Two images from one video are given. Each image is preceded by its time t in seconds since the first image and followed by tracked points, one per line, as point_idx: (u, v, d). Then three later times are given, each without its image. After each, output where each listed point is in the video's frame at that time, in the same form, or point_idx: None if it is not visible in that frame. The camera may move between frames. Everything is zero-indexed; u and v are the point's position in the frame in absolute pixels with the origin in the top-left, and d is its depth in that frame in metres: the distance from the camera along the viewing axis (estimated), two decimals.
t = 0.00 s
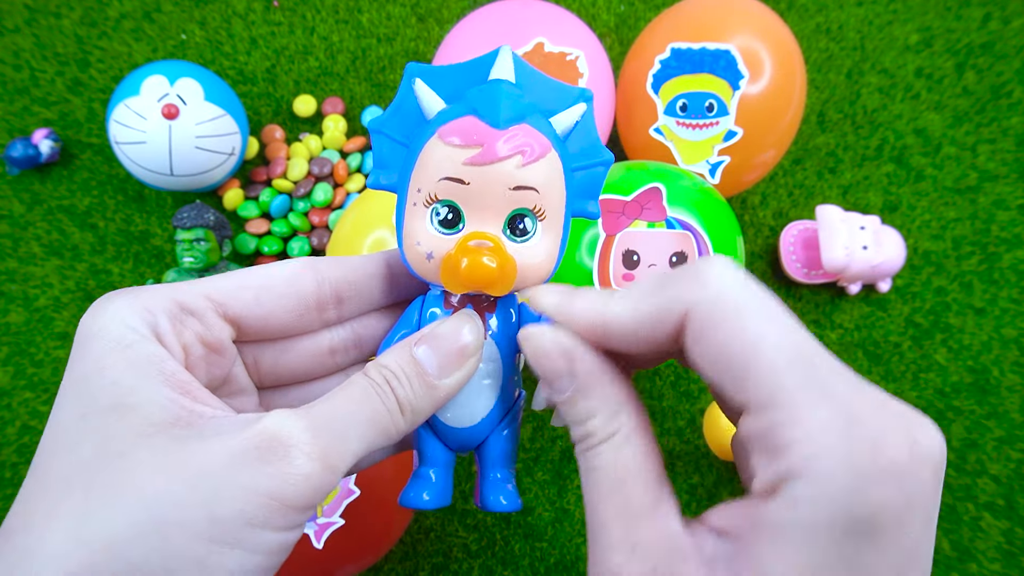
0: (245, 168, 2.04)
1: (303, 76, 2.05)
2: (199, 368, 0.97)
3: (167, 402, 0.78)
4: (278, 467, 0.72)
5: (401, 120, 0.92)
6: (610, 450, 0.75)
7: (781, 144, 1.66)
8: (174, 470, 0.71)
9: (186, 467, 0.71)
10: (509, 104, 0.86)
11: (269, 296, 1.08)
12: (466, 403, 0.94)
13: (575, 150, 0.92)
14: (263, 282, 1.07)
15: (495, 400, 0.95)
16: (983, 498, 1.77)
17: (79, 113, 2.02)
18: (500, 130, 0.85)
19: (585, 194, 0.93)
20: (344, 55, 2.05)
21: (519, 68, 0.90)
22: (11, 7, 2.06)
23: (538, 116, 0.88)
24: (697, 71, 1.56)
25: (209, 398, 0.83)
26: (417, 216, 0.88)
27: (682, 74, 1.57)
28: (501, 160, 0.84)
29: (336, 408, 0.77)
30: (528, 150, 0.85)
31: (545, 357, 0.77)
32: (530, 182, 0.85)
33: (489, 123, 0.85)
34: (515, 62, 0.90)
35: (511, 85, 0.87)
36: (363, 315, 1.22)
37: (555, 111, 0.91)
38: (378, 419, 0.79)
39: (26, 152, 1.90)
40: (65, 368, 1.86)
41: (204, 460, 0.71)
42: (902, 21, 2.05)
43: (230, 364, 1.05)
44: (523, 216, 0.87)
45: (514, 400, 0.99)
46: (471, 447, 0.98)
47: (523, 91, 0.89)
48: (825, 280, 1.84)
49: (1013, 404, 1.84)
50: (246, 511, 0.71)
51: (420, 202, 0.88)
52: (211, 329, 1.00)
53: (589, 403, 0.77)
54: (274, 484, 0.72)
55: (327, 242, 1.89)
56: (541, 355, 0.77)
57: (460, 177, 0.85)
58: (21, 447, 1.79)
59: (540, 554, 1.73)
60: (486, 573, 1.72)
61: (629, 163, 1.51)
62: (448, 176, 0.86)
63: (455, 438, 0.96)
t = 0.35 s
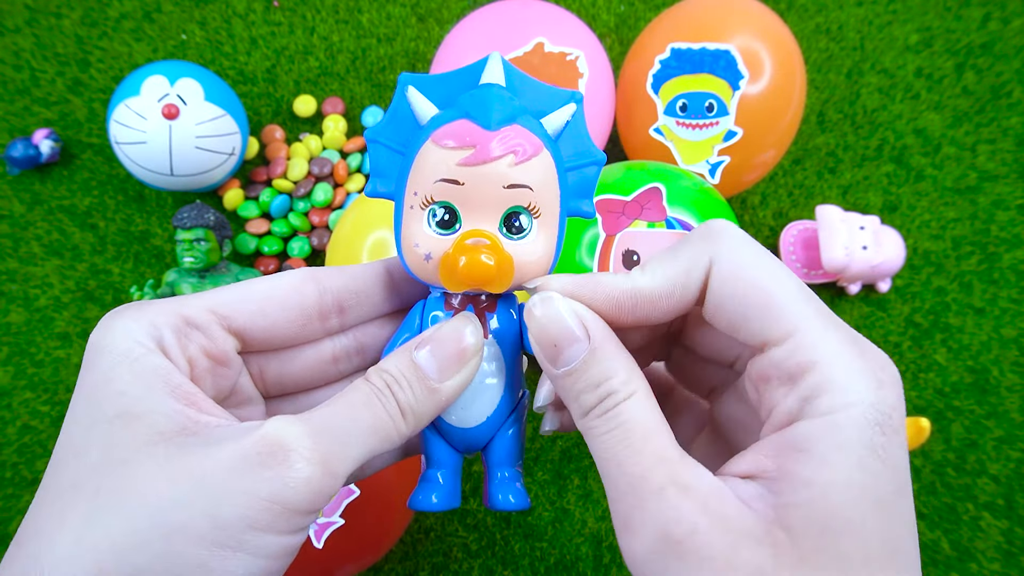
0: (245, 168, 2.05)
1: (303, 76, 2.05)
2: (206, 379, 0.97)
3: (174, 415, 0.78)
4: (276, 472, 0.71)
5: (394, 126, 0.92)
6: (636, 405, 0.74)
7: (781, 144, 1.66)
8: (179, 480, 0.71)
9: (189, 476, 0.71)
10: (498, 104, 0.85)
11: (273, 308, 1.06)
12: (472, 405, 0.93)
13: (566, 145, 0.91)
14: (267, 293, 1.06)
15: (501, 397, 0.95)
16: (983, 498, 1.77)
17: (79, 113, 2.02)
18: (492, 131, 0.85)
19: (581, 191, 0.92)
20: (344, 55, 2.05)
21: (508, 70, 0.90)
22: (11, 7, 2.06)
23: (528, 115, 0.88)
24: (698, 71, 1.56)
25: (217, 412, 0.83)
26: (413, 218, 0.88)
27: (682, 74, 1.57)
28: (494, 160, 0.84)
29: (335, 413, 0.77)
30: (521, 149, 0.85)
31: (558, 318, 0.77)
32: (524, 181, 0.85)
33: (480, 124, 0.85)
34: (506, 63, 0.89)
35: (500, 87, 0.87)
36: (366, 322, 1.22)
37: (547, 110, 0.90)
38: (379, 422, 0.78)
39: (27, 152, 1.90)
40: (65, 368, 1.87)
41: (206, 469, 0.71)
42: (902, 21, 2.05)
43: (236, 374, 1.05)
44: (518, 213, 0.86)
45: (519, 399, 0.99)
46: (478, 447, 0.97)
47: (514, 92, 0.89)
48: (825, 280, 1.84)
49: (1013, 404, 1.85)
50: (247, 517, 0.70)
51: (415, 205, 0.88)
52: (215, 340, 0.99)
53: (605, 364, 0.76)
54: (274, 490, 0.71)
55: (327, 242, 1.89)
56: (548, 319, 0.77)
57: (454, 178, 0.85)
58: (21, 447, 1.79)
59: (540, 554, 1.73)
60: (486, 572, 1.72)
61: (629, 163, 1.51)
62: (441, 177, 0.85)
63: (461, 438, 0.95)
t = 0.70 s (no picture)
0: (245, 168, 2.04)
1: (303, 76, 2.05)
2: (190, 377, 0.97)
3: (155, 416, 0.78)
4: (258, 472, 0.71)
5: (389, 107, 0.86)
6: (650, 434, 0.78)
7: (781, 144, 1.66)
8: (161, 480, 0.71)
9: (170, 477, 0.71)
10: (501, 92, 0.81)
11: (253, 303, 1.06)
12: (455, 400, 0.92)
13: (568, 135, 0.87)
14: (249, 287, 1.05)
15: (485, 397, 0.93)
16: (983, 498, 1.77)
17: (79, 113, 2.02)
18: (492, 120, 0.81)
19: (578, 182, 0.89)
20: (344, 55, 2.05)
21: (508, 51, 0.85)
22: (11, 7, 2.06)
23: (531, 103, 0.84)
24: (698, 71, 1.56)
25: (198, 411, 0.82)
26: (407, 209, 0.85)
27: (682, 74, 1.57)
28: (494, 152, 0.80)
29: (318, 410, 0.76)
30: (522, 140, 0.81)
31: (553, 392, 0.80)
32: (523, 174, 0.82)
33: (481, 112, 0.81)
34: (508, 46, 0.84)
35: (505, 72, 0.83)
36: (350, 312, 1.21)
37: (551, 97, 0.86)
38: (362, 419, 0.77)
39: (26, 152, 1.90)
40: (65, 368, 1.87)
41: (189, 467, 0.71)
42: (902, 21, 2.05)
43: (221, 366, 1.06)
44: (516, 207, 0.84)
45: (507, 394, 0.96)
46: (460, 441, 0.96)
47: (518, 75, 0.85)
48: (825, 280, 1.84)
49: (1013, 404, 1.84)
50: (229, 517, 0.71)
51: (409, 194, 0.84)
52: (198, 339, 0.99)
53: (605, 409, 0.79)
54: (256, 489, 0.71)
55: (327, 242, 1.89)
56: (543, 393, 0.80)
57: (451, 168, 0.81)
58: (21, 448, 1.79)
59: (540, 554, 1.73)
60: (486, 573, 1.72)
61: (629, 163, 1.51)
62: (436, 167, 0.82)
63: (443, 430, 0.94)
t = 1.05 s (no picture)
0: (245, 168, 2.04)
1: (303, 76, 2.05)
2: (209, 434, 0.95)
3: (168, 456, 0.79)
4: (265, 489, 0.74)
5: (402, 170, 0.86)
6: (608, 421, 0.81)
7: (781, 143, 1.66)
8: (172, 509, 0.73)
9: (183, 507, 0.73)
10: (507, 153, 0.81)
11: (259, 370, 0.99)
12: (478, 449, 0.92)
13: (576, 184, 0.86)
14: (253, 360, 0.99)
15: (507, 442, 0.93)
16: (983, 498, 1.77)
17: (79, 113, 2.02)
18: (504, 182, 0.80)
19: (589, 225, 0.88)
20: (344, 55, 2.05)
21: (512, 109, 0.84)
22: (10, 6, 2.06)
23: (536, 161, 0.83)
24: (697, 71, 1.56)
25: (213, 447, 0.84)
26: (425, 271, 0.85)
27: (682, 74, 1.57)
28: (506, 215, 0.79)
29: (324, 438, 0.79)
30: (530, 201, 0.80)
31: (513, 388, 0.83)
32: (536, 232, 0.81)
33: (490, 175, 0.80)
34: (510, 105, 0.84)
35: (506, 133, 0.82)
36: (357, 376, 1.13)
37: (554, 152, 0.85)
38: (370, 450, 0.80)
39: (26, 152, 1.90)
40: (65, 368, 1.87)
41: (200, 495, 0.74)
42: (902, 21, 2.05)
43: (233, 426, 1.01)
44: (531, 263, 0.83)
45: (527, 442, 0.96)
46: (492, 480, 0.97)
47: (519, 133, 0.84)
48: (825, 280, 1.84)
49: (1013, 404, 1.84)
50: (237, 531, 0.73)
51: (426, 257, 0.84)
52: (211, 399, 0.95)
53: (567, 401, 0.82)
54: (262, 509, 0.74)
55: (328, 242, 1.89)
56: (502, 391, 0.83)
57: (464, 233, 0.81)
58: (21, 447, 1.80)
59: (540, 554, 1.73)
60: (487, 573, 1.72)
61: (629, 163, 1.51)
62: (451, 232, 0.81)
63: (468, 477, 0.95)
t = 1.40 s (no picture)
0: (245, 168, 2.04)
1: (303, 76, 2.05)
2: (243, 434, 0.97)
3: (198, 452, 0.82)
4: (269, 475, 0.77)
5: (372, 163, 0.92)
6: (571, 388, 0.80)
7: (781, 143, 1.66)
8: (192, 499, 0.76)
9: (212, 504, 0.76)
10: (441, 125, 0.85)
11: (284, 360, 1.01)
12: (467, 419, 0.93)
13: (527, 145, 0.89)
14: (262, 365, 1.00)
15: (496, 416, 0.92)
16: (983, 498, 1.77)
17: (79, 113, 2.02)
18: (438, 146, 0.84)
19: (553, 177, 0.91)
20: (344, 55, 2.05)
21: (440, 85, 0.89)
22: (11, 7, 2.06)
23: (472, 124, 0.87)
24: (697, 71, 1.56)
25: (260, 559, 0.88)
26: (388, 250, 0.89)
27: (682, 74, 1.57)
28: (438, 178, 0.83)
29: (327, 432, 0.82)
30: (464, 161, 0.83)
31: (478, 353, 0.83)
32: (474, 188, 0.83)
33: (425, 148, 0.85)
34: (439, 77, 0.89)
35: (438, 103, 0.87)
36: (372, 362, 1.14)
37: (494, 113, 0.88)
38: (373, 437, 0.82)
39: (26, 152, 1.90)
40: (65, 368, 1.87)
41: (223, 487, 0.77)
42: (902, 21, 2.05)
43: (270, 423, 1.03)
44: (476, 221, 0.85)
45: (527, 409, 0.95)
46: (498, 457, 0.97)
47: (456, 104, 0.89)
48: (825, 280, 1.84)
49: (1013, 404, 1.85)
50: (248, 515, 0.76)
51: (387, 237, 0.89)
52: (246, 397, 0.97)
53: (534, 366, 0.82)
54: (270, 494, 0.77)
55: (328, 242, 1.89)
56: (469, 356, 0.83)
57: (405, 204, 0.84)
58: (21, 447, 1.80)
59: (540, 554, 1.73)
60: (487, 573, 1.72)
61: (629, 163, 1.52)
62: (398, 207, 0.85)
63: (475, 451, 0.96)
